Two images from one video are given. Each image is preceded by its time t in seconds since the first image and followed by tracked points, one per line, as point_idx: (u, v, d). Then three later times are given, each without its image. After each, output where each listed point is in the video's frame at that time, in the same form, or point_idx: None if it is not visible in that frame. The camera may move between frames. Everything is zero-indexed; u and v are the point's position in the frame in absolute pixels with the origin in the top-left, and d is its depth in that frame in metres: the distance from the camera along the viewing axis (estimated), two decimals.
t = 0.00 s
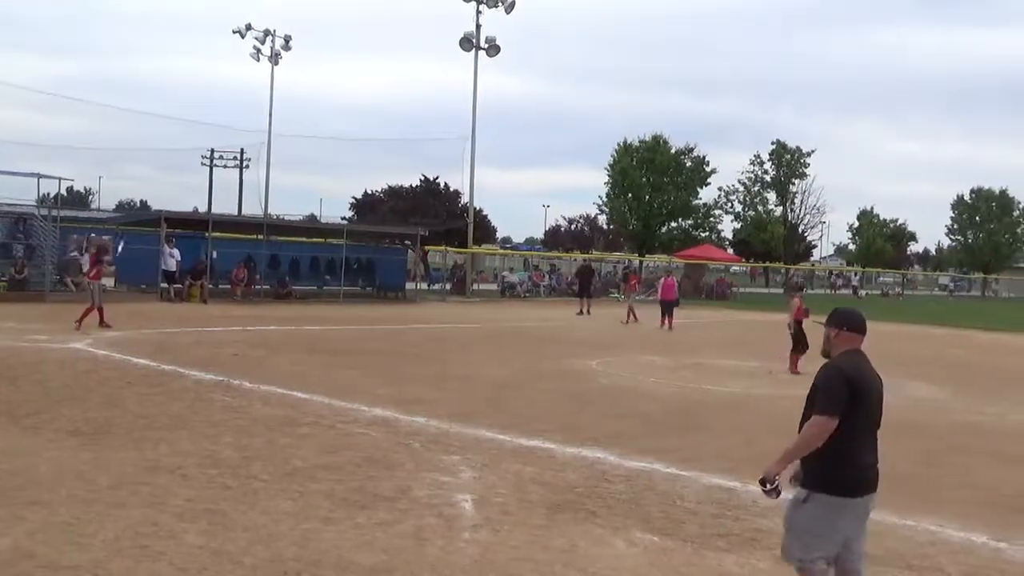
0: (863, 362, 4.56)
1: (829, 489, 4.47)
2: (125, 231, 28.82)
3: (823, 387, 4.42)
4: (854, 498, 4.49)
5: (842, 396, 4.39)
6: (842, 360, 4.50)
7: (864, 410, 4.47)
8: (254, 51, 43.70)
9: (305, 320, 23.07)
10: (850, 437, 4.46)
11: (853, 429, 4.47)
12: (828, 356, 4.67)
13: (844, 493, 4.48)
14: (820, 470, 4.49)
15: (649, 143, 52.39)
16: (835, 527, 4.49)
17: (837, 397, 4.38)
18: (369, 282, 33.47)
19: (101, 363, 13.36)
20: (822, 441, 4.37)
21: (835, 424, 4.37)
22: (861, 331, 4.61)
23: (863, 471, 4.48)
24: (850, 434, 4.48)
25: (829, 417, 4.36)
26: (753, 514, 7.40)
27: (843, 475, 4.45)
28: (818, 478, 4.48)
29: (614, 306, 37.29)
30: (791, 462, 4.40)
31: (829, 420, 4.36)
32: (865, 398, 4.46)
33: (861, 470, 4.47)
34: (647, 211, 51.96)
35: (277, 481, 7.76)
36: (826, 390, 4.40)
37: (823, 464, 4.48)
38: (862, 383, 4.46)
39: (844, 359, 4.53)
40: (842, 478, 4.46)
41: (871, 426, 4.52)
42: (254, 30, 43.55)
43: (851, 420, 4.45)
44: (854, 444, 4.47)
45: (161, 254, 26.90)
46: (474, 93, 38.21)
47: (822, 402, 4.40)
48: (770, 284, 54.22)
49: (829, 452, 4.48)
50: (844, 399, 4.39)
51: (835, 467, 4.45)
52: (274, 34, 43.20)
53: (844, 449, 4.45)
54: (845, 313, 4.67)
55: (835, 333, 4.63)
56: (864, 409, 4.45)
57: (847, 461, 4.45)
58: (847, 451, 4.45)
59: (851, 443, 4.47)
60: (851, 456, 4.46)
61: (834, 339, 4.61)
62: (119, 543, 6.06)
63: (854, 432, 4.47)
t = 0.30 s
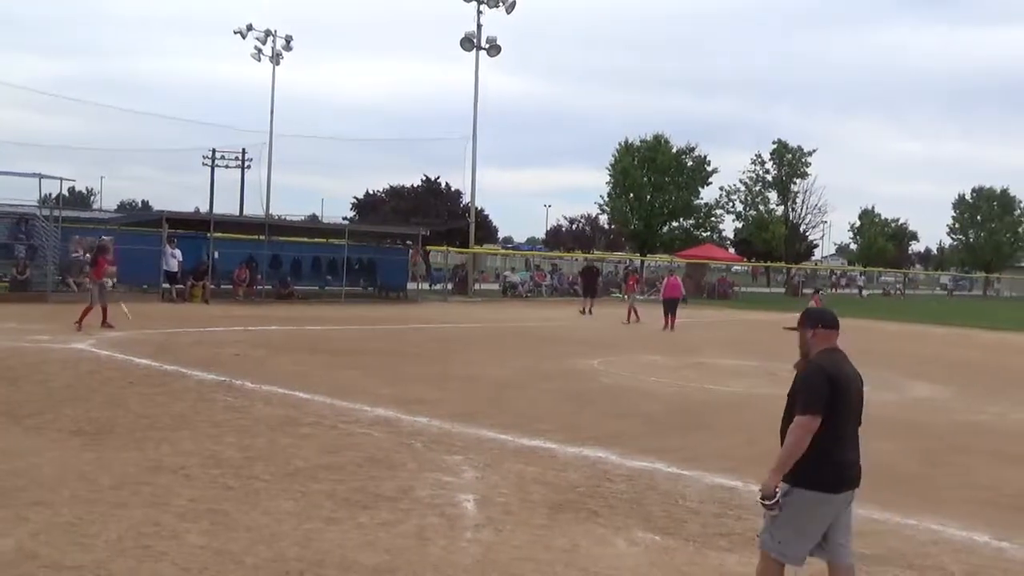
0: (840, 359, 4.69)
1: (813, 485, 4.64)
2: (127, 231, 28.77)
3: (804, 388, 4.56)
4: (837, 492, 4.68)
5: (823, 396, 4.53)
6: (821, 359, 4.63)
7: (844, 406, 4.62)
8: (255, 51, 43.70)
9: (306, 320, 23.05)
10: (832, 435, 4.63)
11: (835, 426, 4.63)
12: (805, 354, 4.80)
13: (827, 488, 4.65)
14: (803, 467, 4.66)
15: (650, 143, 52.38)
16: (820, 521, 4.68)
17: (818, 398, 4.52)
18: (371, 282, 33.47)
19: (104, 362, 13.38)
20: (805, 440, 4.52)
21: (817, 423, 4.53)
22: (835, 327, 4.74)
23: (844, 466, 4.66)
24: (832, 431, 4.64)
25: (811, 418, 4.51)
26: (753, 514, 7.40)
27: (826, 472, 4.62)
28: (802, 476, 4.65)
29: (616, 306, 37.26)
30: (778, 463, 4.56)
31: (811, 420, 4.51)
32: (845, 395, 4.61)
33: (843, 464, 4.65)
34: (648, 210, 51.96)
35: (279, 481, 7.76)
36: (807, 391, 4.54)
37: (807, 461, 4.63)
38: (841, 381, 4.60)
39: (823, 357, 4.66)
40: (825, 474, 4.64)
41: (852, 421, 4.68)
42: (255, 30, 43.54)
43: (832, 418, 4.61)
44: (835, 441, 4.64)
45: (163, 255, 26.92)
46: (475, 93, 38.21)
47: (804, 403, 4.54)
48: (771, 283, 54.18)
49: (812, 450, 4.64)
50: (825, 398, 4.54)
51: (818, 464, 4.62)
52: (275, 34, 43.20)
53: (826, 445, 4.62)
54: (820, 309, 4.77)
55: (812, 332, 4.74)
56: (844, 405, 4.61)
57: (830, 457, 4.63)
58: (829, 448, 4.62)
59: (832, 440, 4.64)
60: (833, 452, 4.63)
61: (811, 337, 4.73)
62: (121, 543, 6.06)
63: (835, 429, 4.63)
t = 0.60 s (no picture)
0: (827, 357, 4.68)
1: (808, 486, 4.64)
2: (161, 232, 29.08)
3: (791, 389, 4.54)
4: (833, 490, 4.67)
5: (812, 396, 4.51)
6: (806, 359, 4.63)
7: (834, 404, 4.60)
8: (287, 53, 44.04)
9: (338, 320, 23.17)
10: (824, 434, 4.62)
11: (826, 424, 4.62)
12: (791, 355, 4.79)
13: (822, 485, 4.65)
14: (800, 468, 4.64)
15: (681, 142, 52.14)
16: (818, 518, 4.68)
17: (806, 399, 4.51)
18: (402, 282, 33.60)
19: (139, 362, 13.54)
20: (798, 442, 4.51)
21: (807, 424, 4.51)
22: (816, 327, 4.75)
23: (838, 462, 4.65)
24: (824, 430, 4.63)
25: (800, 419, 4.50)
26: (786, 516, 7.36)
27: (822, 469, 4.62)
28: (799, 476, 4.64)
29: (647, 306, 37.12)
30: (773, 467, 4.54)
31: (801, 422, 4.50)
32: (835, 393, 4.60)
33: (839, 462, 4.64)
34: (679, 210, 51.74)
35: (311, 480, 7.82)
36: (794, 392, 4.52)
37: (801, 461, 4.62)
38: (830, 380, 4.59)
39: (809, 358, 4.65)
40: (820, 473, 4.63)
41: (843, 418, 4.67)
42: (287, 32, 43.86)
43: (823, 417, 4.60)
44: (828, 440, 4.63)
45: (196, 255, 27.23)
46: (505, 93, 38.26)
47: (792, 405, 4.52)
48: (804, 283, 53.77)
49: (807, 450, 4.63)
50: (814, 398, 4.52)
51: (814, 465, 4.61)
52: (307, 36, 43.50)
53: (819, 445, 4.62)
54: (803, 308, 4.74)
55: (795, 333, 4.75)
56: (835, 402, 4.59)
57: (824, 457, 4.62)
58: (823, 448, 4.61)
59: (824, 438, 4.63)
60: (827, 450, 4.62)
61: (793, 340, 4.74)
62: (157, 541, 6.15)
63: (827, 428, 4.63)
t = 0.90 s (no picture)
0: (814, 356, 4.81)
1: (788, 479, 4.78)
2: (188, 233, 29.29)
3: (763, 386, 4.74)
4: (815, 486, 4.78)
5: (783, 395, 4.70)
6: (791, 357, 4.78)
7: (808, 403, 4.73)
8: (314, 55, 44.27)
9: (364, 321, 23.27)
10: (801, 432, 4.76)
11: (804, 422, 4.76)
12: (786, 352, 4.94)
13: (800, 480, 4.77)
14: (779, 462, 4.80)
15: (707, 141, 51.90)
16: (798, 512, 4.80)
17: (778, 397, 4.70)
18: (428, 283, 33.68)
19: (167, 362, 13.66)
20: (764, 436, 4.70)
21: (775, 422, 4.69)
22: (811, 324, 4.86)
23: (818, 459, 4.75)
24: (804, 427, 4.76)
25: (768, 416, 4.69)
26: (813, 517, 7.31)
27: (797, 464, 4.75)
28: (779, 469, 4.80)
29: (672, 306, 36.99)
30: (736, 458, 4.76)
31: (767, 419, 4.69)
32: (813, 393, 4.73)
33: (820, 462, 4.74)
34: (705, 210, 51.53)
35: (337, 480, 7.86)
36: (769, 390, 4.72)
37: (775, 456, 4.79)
38: (809, 378, 4.72)
39: (795, 355, 4.81)
40: (799, 468, 4.75)
41: (823, 417, 4.77)
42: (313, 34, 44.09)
43: (801, 415, 4.74)
44: (809, 437, 4.76)
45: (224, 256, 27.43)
46: (531, 94, 38.28)
47: (764, 403, 4.73)
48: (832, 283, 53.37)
49: (785, 446, 4.79)
50: (787, 397, 4.70)
51: (789, 460, 4.76)
52: (333, 38, 43.70)
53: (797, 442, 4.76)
54: (798, 308, 4.88)
55: (790, 330, 4.89)
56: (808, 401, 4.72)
57: (802, 453, 4.75)
58: (798, 446, 4.74)
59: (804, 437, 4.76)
60: (805, 448, 4.74)
61: (788, 334, 4.89)
62: (184, 539, 6.21)
63: (807, 426, 4.76)
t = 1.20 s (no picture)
0: (801, 354, 4.84)
1: (780, 477, 4.78)
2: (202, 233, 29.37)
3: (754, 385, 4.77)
4: (805, 483, 4.80)
5: (771, 393, 4.72)
6: (779, 355, 4.81)
7: (798, 401, 4.76)
8: (326, 56, 44.37)
9: (375, 320, 23.29)
10: (789, 430, 4.78)
11: (793, 420, 4.78)
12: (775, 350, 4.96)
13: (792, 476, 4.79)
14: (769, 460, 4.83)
15: (719, 141, 51.78)
16: (790, 510, 4.81)
17: (766, 395, 4.73)
18: (439, 283, 33.70)
19: (181, 362, 13.71)
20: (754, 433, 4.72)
21: (764, 420, 4.72)
22: (800, 323, 4.88)
23: (808, 455, 4.77)
24: (793, 425, 4.78)
25: (757, 414, 4.71)
26: (826, 518, 7.28)
27: (788, 461, 4.77)
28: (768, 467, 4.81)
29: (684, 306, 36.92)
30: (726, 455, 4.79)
31: (756, 417, 4.71)
32: (801, 391, 4.75)
33: (808, 459, 4.76)
34: (717, 210, 51.41)
35: (349, 479, 7.88)
36: (758, 388, 4.75)
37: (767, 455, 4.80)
38: (798, 377, 4.74)
39: (783, 353, 4.83)
40: (789, 463, 4.76)
41: (812, 413, 4.80)
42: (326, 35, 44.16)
43: (790, 413, 4.76)
44: (797, 435, 4.78)
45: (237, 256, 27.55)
46: (543, 94, 38.27)
47: (753, 401, 4.75)
48: (844, 283, 53.18)
49: (774, 443, 4.80)
50: (775, 395, 4.73)
51: (779, 458, 4.78)
52: (345, 38, 43.81)
53: (786, 440, 4.77)
54: (786, 306, 4.91)
55: (778, 328, 4.91)
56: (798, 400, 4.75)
57: (792, 451, 4.76)
58: (787, 443, 4.76)
59: (793, 435, 4.78)
60: (794, 447, 4.76)
61: (775, 333, 4.91)
62: (197, 538, 6.23)
63: (795, 423, 4.78)
